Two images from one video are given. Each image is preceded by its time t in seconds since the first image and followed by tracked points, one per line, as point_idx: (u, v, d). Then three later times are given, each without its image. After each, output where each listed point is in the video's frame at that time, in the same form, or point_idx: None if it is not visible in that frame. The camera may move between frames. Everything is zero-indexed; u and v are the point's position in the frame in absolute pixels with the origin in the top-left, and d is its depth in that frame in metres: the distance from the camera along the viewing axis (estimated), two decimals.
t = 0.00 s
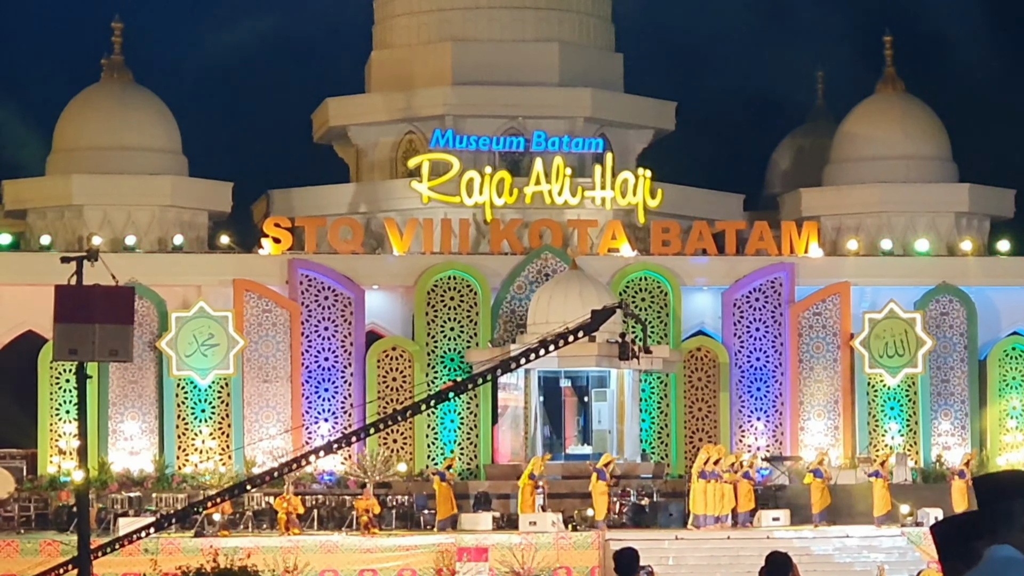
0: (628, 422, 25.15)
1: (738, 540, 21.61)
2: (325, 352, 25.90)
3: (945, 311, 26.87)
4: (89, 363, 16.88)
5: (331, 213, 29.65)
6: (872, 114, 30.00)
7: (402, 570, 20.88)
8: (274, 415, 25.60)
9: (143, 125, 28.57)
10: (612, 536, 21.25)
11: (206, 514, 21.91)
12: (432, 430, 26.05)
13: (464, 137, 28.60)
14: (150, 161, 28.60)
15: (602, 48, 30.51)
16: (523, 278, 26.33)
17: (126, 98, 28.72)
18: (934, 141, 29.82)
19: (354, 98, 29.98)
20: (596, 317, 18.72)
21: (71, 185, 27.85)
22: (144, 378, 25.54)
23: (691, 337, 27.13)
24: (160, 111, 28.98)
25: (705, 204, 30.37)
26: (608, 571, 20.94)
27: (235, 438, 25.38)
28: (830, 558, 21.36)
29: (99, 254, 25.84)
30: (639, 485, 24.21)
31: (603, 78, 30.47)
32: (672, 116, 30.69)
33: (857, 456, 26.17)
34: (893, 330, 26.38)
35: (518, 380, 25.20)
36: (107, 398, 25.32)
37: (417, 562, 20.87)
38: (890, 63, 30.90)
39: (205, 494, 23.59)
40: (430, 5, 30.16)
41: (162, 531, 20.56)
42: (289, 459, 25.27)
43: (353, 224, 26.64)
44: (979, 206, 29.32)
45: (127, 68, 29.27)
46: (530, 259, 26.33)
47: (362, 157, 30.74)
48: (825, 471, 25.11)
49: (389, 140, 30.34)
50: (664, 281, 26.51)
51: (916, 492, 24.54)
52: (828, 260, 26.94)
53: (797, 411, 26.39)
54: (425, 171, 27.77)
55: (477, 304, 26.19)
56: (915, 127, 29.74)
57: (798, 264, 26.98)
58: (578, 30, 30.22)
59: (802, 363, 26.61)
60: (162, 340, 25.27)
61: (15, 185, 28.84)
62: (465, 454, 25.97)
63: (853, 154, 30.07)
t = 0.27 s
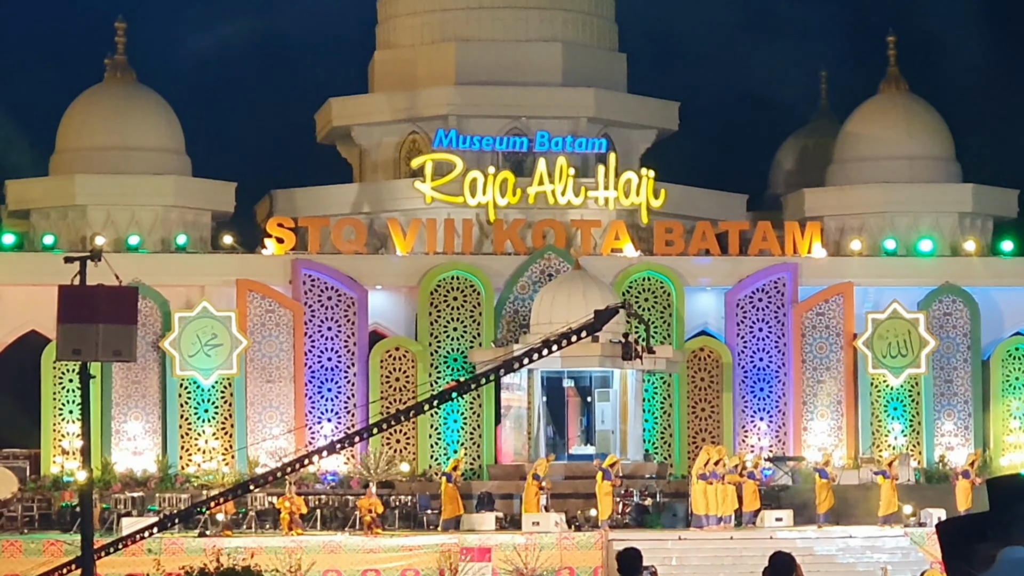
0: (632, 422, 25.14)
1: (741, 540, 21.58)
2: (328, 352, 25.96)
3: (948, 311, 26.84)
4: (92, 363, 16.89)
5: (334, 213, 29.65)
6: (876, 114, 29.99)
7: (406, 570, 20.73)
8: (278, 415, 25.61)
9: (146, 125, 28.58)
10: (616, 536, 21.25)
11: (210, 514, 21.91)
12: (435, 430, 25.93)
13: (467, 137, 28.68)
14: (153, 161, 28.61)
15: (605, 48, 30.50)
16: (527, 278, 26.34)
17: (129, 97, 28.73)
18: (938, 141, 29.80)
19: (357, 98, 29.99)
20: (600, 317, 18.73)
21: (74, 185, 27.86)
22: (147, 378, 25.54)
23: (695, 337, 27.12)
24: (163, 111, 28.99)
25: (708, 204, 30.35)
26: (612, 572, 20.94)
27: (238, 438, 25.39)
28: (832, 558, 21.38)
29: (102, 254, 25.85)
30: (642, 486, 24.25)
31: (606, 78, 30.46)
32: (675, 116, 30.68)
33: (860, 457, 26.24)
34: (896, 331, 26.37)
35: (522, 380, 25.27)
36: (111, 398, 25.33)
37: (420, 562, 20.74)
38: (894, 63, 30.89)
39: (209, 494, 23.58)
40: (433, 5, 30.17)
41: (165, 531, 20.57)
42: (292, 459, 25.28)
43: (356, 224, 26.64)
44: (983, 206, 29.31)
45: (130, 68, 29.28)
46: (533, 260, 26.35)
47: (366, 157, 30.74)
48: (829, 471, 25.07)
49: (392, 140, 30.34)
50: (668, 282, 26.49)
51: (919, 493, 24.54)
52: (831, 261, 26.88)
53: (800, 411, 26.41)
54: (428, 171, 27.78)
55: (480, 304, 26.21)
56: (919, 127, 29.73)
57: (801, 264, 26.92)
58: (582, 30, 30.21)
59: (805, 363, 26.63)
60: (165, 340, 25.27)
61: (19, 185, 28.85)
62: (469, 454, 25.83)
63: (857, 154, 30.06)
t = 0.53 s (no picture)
0: (634, 423, 25.14)
1: (744, 541, 21.62)
2: (330, 354, 25.96)
3: (950, 312, 26.82)
4: (94, 364, 16.90)
5: (336, 214, 29.65)
6: (878, 115, 29.99)
7: (408, 571, 20.86)
8: (280, 416, 25.62)
9: (148, 126, 28.60)
10: (618, 537, 21.15)
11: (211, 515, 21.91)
12: (437, 431, 25.94)
13: (470, 138, 28.75)
14: (155, 162, 28.62)
15: (608, 49, 30.50)
16: (529, 278, 26.35)
17: (131, 98, 28.75)
18: (940, 142, 29.80)
19: (360, 99, 30.00)
20: (603, 317, 18.74)
21: (77, 186, 27.87)
22: (149, 379, 25.52)
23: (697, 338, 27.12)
24: (166, 112, 29.00)
25: (711, 205, 30.34)
26: (614, 572, 20.85)
27: (240, 439, 25.39)
28: (835, 559, 21.34)
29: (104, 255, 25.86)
30: (645, 487, 24.23)
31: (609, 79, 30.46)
32: (678, 117, 30.68)
33: (862, 458, 26.15)
34: (898, 331, 26.38)
35: (524, 382, 25.27)
36: (113, 399, 25.30)
37: (422, 564, 20.89)
38: (896, 63, 30.89)
39: (211, 495, 23.59)
40: (436, 6, 30.17)
41: (167, 532, 20.58)
42: (295, 460, 25.30)
43: (358, 225, 26.64)
44: (985, 207, 29.31)
45: (132, 69, 29.29)
46: (535, 261, 26.33)
47: (368, 158, 30.74)
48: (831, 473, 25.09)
49: (394, 141, 30.35)
50: (670, 283, 26.48)
51: (921, 494, 24.54)
52: (833, 261, 26.88)
53: (802, 412, 26.39)
54: (431, 172, 27.75)
55: (482, 305, 26.20)
56: (921, 128, 29.72)
57: (803, 266, 26.92)
58: (584, 31, 30.22)
59: (807, 364, 26.61)
60: (167, 341, 25.31)
61: (21, 186, 28.87)
62: (471, 455, 25.86)
63: (859, 155, 30.05)
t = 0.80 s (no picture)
0: (636, 422, 25.19)
1: (745, 541, 21.62)
2: (332, 353, 25.96)
3: (952, 312, 26.83)
4: (96, 363, 16.89)
5: (337, 214, 29.66)
6: (879, 115, 30.00)
7: (410, 571, 20.89)
8: (281, 416, 25.63)
9: (150, 126, 28.60)
10: (619, 536, 21.19)
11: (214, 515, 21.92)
12: (439, 430, 25.96)
13: (472, 138, 28.67)
14: (157, 162, 28.62)
15: (609, 49, 30.50)
16: (530, 278, 26.35)
17: (133, 98, 28.76)
18: (941, 141, 29.80)
19: (361, 99, 30.00)
20: (603, 317, 18.71)
21: (78, 186, 27.88)
22: (151, 379, 25.52)
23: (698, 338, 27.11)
24: (167, 111, 29.00)
25: (712, 205, 30.34)
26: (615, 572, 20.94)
27: (242, 439, 25.36)
28: (836, 558, 21.33)
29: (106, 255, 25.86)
30: (646, 487, 24.26)
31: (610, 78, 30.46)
32: (679, 117, 30.69)
33: (863, 457, 26.14)
34: (899, 331, 26.42)
35: (525, 381, 25.25)
36: (115, 398, 25.32)
37: (424, 563, 20.90)
38: (897, 63, 30.89)
39: (213, 494, 23.58)
40: (437, 6, 30.18)
41: (169, 531, 20.58)
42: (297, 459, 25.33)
43: (359, 225, 26.64)
44: (986, 207, 29.32)
45: (134, 69, 29.30)
46: (537, 260, 26.32)
47: (369, 157, 30.74)
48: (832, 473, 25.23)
49: (396, 140, 30.35)
50: (671, 283, 26.50)
51: (922, 493, 24.55)
52: (834, 261, 26.93)
53: (803, 411, 26.39)
54: (432, 172, 27.71)
55: (484, 304, 26.21)
56: (922, 128, 29.73)
57: (805, 265, 26.96)
58: (585, 30, 30.22)
59: (809, 364, 26.60)
60: (169, 341, 25.33)
61: (23, 186, 28.87)
62: (472, 454, 25.90)
63: (860, 155, 30.05)
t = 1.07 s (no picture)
0: (638, 422, 25.15)
1: (748, 540, 21.63)
2: (334, 352, 25.95)
3: (954, 311, 26.85)
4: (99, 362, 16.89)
5: (340, 213, 29.66)
6: (881, 113, 29.99)
7: (412, 570, 20.92)
8: (284, 414, 25.66)
9: (152, 125, 28.60)
10: (622, 535, 21.26)
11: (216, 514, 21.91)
12: (441, 429, 26.01)
13: (474, 136, 28.56)
14: (159, 161, 28.62)
15: (611, 48, 30.50)
16: (533, 277, 26.34)
17: (135, 97, 28.76)
18: (943, 140, 29.80)
19: (363, 98, 30.00)
20: (604, 316, 18.71)
21: (80, 185, 27.88)
22: (153, 378, 25.55)
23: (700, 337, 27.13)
24: (169, 111, 29.00)
25: (714, 204, 30.34)
26: (618, 571, 20.99)
27: (244, 438, 25.40)
28: (838, 557, 21.36)
29: (108, 254, 25.86)
30: (649, 485, 24.19)
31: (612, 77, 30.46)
32: (681, 115, 30.68)
33: (865, 455, 26.12)
34: (901, 330, 26.39)
35: (528, 380, 25.27)
36: (117, 397, 25.34)
37: (427, 562, 20.92)
38: (899, 62, 30.88)
39: (215, 493, 23.58)
40: (439, 4, 30.16)
41: (172, 530, 20.57)
42: (298, 458, 25.24)
43: (362, 223, 26.65)
44: (988, 205, 29.33)
45: (136, 68, 29.30)
46: (539, 259, 26.34)
47: (372, 156, 30.75)
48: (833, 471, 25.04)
49: (398, 139, 30.35)
50: (674, 281, 26.49)
51: (926, 492, 24.55)
52: (837, 260, 26.94)
53: (806, 410, 26.37)
54: (434, 170, 27.70)
55: (487, 303, 26.20)
56: (924, 126, 29.73)
57: (807, 264, 26.96)
58: (587, 29, 30.22)
59: (811, 362, 26.57)
60: (171, 340, 25.29)
61: (25, 185, 28.87)
62: (474, 453, 25.95)
63: (862, 154, 30.04)
